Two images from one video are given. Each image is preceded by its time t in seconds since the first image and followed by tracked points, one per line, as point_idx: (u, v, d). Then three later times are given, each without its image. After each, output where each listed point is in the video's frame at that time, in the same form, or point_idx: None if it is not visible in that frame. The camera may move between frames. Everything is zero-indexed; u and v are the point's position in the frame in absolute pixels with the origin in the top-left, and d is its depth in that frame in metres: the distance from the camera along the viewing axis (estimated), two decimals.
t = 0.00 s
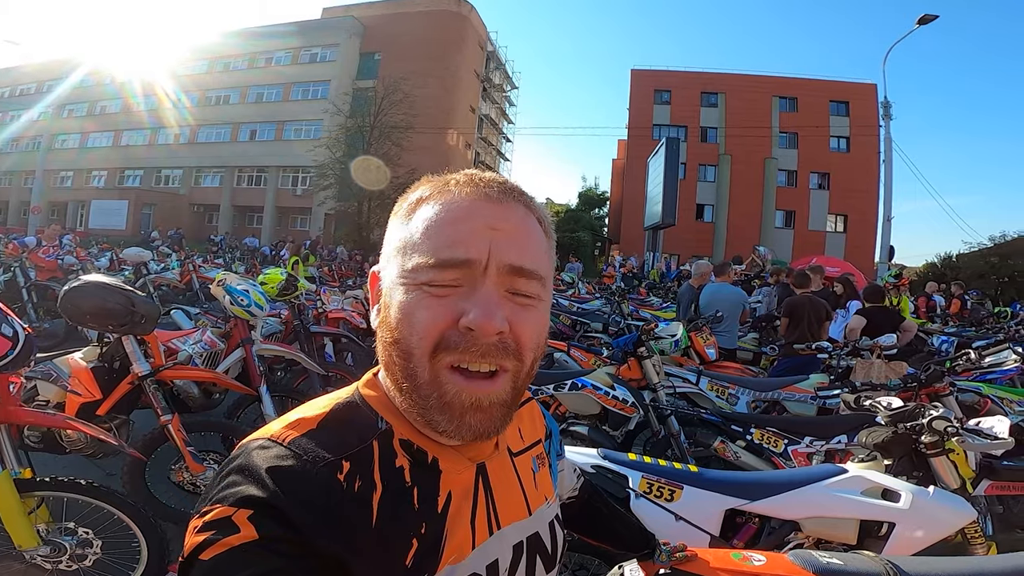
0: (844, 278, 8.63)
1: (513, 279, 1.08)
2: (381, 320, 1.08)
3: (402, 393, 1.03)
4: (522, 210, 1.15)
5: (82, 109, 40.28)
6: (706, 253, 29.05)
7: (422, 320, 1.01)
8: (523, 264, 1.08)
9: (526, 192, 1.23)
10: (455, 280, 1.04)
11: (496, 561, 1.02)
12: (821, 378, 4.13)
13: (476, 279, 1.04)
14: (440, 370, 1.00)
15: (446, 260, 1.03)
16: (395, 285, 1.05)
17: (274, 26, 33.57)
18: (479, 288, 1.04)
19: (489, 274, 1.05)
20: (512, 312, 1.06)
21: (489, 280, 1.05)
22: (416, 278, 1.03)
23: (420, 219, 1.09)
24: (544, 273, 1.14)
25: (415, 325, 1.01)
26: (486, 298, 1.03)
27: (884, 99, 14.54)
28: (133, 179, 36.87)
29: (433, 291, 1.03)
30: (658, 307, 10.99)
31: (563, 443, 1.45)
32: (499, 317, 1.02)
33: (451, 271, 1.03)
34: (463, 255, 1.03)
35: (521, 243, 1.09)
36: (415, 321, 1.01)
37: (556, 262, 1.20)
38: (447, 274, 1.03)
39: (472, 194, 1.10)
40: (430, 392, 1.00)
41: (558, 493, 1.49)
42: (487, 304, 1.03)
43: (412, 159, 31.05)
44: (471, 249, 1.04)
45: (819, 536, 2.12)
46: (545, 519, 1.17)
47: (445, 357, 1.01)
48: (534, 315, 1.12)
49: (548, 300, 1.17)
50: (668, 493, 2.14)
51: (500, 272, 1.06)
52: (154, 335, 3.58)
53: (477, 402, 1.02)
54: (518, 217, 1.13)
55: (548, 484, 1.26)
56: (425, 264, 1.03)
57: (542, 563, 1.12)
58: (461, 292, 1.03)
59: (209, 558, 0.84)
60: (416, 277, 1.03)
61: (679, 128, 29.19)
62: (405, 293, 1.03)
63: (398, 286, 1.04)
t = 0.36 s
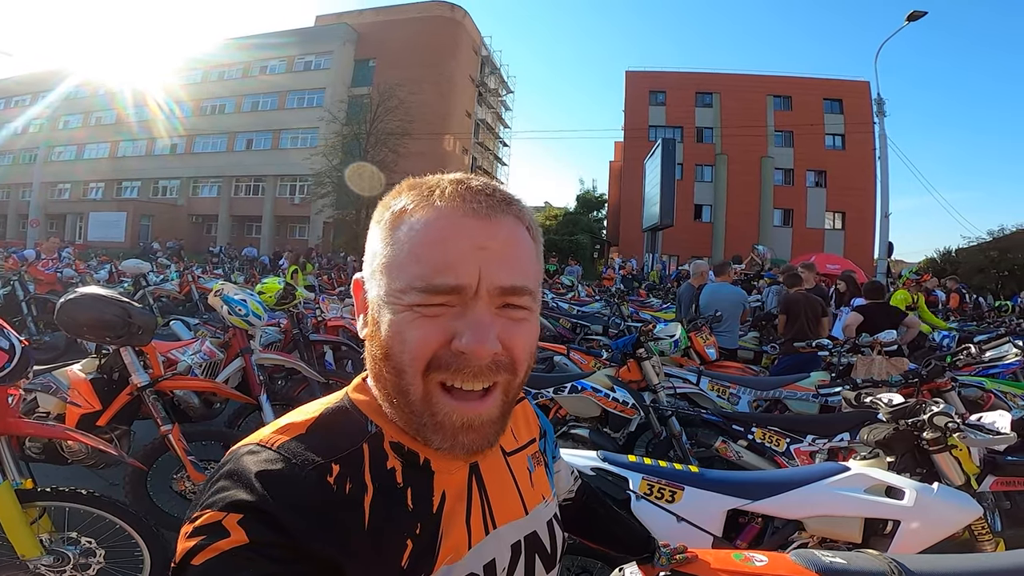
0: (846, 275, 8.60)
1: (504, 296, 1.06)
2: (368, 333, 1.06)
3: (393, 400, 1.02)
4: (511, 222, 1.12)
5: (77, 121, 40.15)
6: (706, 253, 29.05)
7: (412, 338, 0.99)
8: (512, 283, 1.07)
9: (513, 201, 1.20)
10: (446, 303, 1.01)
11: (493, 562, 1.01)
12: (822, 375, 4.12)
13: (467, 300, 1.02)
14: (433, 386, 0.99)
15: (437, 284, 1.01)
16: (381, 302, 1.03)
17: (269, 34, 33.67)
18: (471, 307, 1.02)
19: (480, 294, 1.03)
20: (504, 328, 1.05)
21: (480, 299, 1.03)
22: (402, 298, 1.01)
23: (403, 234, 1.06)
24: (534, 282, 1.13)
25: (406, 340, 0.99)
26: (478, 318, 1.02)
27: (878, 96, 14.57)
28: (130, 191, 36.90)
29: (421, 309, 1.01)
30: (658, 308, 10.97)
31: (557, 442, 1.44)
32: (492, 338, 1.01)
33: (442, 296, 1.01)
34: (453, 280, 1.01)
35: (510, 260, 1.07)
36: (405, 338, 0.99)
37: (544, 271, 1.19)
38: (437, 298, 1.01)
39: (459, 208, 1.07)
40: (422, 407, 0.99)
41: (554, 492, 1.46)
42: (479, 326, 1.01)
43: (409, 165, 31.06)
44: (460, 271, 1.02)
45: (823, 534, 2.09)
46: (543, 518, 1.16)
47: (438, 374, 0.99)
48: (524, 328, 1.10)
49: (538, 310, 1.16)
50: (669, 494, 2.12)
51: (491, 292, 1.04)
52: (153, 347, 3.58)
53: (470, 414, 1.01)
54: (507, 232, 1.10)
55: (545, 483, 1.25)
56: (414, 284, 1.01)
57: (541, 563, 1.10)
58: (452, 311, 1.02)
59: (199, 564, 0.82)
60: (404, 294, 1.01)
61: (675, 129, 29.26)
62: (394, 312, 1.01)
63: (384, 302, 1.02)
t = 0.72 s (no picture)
0: (861, 277, 8.46)
1: (501, 286, 1.06)
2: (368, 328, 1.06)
3: (396, 399, 1.02)
4: (506, 215, 1.13)
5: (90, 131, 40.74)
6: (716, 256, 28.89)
7: (414, 327, 1.00)
8: (509, 272, 1.07)
9: (509, 197, 1.21)
10: (446, 292, 1.02)
11: (495, 562, 1.01)
12: (834, 377, 4.08)
13: (465, 289, 1.03)
14: (435, 376, 1.00)
15: (435, 273, 1.01)
16: (382, 297, 1.03)
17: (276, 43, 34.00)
18: (469, 298, 1.03)
19: (478, 285, 1.03)
20: (502, 317, 1.06)
21: (479, 291, 1.04)
22: (403, 289, 1.02)
23: (401, 229, 1.07)
24: (532, 277, 1.13)
25: (405, 330, 1.00)
26: (477, 307, 1.02)
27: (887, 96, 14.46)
28: (143, 200, 37.37)
29: (419, 299, 1.01)
30: (668, 311, 10.92)
31: (559, 445, 1.43)
32: (491, 325, 1.02)
33: (440, 285, 1.02)
34: (452, 270, 1.02)
35: (506, 251, 1.08)
36: (406, 329, 1.00)
37: (541, 265, 1.19)
38: (437, 287, 1.01)
39: (456, 202, 1.08)
40: (424, 397, 1.00)
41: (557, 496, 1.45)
42: (478, 315, 1.02)
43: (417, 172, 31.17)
44: (457, 262, 1.02)
45: (836, 537, 2.06)
46: (546, 519, 1.15)
47: (440, 362, 1.00)
48: (523, 318, 1.11)
49: (535, 304, 1.16)
50: (677, 496, 2.10)
51: (488, 281, 1.05)
52: (164, 353, 3.61)
53: (470, 403, 1.01)
54: (503, 223, 1.11)
55: (548, 484, 1.25)
56: (413, 275, 1.02)
57: (544, 564, 1.10)
58: (451, 301, 1.02)
59: (203, 565, 0.82)
60: (404, 285, 1.02)
61: (682, 132, 29.19)
62: (394, 305, 1.02)
63: (383, 297, 1.03)
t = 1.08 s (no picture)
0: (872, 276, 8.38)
1: (504, 291, 1.06)
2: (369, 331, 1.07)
3: (395, 403, 1.02)
4: (510, 218, 1.12)
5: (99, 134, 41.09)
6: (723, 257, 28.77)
7: (414, 331, 0.99)
8: (511, 277, 1.06)
9: (514, 199, 1.21)
10: (448, 296, 1.02)
11: (493, 565, 1.00)
12: (843, 378, 4.05)
13: (466, 294, 1.02)
14: (434, 381, 1.00)
15: (437, 277, 1.01)
16: (384, 299, 1.03)
17: (283, 47, 34.23)
18: (469, 302, 1.03)
19: (480, 289, 1.03)
20: (504, 323, 1.05)
21: (479, 295, 1.04)
22: (403, 292, 1.02)
23: (403, 231, 1.06)
24: (534, 281, 1.13)
25: (406, 333, 1.00)
26: (478, 313, 1.02)
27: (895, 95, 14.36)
28: (152, 205, 37.72)
29: (419, 302, 1.01)
30: (675, 313, 10.88)
31: (560, 447, 1.42)
32: (492, 330, 1.02)
33: (442, 289, 1.01)
34: (454, 274, 1.01)
35: (508, 256, 1.07)
36: (407, 333, 1.00)
37: (544, 268, 1.18)
38: (438, 292, 1.01)
39: (459, 206, 1.08)
40: (423, 401, 1.00)
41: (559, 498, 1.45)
42: (480, 319, 1.01)
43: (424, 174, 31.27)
44: (460, 267, 1.02)
45: (844, 539, 2.04)
46: (545, 522, 1.14)
47: (440, 367, 1.00)
48: (524, 322, 1.10)
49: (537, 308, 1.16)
50: (683, 499, 2.09)
51: (490, 287, 1.04)
52: (173, 356, 3.64)
53: (469, 407, 1.01)
54: (506, 227, 1.11)
55: (548, 487, 1.24)
56: (414, 278, 1.01)
57: (543, 567, 1.09)
58: (452, 305, 1.02)
59: (201, 566, 0.83)
60: (406, 289, 1.01)
61: (688, 132, 29.12)
62: (393, 308, 1.01)
63: (384, 300, 1.03)
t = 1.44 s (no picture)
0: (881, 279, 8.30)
1: (504, 289, 1.06)
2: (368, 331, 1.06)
3: (394, 404, 1.01)
4: (508, 217, 1.12)
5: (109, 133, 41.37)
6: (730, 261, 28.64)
7: (414, 334, 0.98)
8: (511, 275, 1.05)
9: (514, 198, 1.20)
10: (447, 296, 1.01)
11: (492, 567, 0.99)
12: (850, 382, 4.02)
13: (466, 293, 1.02)
14: (437, 383, 0.98)
15: (436, 273, 1.00)
16: (382, 300, 1.03)
17: (291, 47, 34.38)
18: (468, 303, 1.02)
19: (480, 287, 1.02)
20: (503, 323, 1.05)
21: (477, 294, 1.03)
22: (403, 292, 1.01)
23: (402, 230, 1.06)
24: (534, 280, 1.12)
25: (405, 335, 0.99)
26: (479, 312, 1.01)
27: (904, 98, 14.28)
28: (160, 204, 37.99)
29: (415, 303, 1.00)
30: (680, 316, 10.83)
31: (560, 449, 1.41)
32: (493, 329, 1.01)
33: (442, 286, 1.00)
34: (452, 271, 1.01)
35: (508, 254, 1.07)
36: (406, 335, 0.99)
37: (543, 267, 1.18)
38: (437, 289, 1.00)
39: (458, 204, 1.07)
40: (426, 402, 0.98)
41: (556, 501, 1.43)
42: (481, 318, 1.00)
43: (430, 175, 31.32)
44: (459, 263, 1.02)
45: (849, 544, 2.02)
46: (544, 525, 1.13)
47: (441, 369, 0.99)
48: (523, 322, 1.09)
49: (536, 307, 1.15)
50: (686, 502, 2.07)
51: (490, 283, 1.04)
52: (178, 355, 3.66)
53: (471, 404, 1.00)
54: (506, 227, 1.10)
55: (546, 489, 1.23)
56: (413, 277, 1.01)
57: (541, 569, 1.08)
58: (450, 307, 1.01)
59: (199, 566, 0.82)
60: (405, 289, 1.01)
61: (696, 135, 29.03)
62: (392, 310, 1.01)
63: (383, 301, 1.02)
